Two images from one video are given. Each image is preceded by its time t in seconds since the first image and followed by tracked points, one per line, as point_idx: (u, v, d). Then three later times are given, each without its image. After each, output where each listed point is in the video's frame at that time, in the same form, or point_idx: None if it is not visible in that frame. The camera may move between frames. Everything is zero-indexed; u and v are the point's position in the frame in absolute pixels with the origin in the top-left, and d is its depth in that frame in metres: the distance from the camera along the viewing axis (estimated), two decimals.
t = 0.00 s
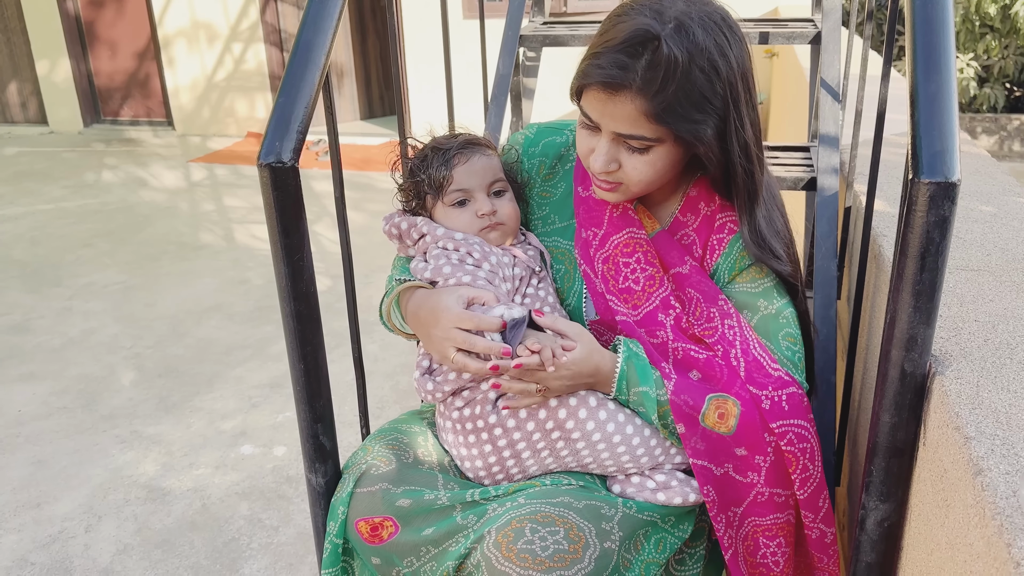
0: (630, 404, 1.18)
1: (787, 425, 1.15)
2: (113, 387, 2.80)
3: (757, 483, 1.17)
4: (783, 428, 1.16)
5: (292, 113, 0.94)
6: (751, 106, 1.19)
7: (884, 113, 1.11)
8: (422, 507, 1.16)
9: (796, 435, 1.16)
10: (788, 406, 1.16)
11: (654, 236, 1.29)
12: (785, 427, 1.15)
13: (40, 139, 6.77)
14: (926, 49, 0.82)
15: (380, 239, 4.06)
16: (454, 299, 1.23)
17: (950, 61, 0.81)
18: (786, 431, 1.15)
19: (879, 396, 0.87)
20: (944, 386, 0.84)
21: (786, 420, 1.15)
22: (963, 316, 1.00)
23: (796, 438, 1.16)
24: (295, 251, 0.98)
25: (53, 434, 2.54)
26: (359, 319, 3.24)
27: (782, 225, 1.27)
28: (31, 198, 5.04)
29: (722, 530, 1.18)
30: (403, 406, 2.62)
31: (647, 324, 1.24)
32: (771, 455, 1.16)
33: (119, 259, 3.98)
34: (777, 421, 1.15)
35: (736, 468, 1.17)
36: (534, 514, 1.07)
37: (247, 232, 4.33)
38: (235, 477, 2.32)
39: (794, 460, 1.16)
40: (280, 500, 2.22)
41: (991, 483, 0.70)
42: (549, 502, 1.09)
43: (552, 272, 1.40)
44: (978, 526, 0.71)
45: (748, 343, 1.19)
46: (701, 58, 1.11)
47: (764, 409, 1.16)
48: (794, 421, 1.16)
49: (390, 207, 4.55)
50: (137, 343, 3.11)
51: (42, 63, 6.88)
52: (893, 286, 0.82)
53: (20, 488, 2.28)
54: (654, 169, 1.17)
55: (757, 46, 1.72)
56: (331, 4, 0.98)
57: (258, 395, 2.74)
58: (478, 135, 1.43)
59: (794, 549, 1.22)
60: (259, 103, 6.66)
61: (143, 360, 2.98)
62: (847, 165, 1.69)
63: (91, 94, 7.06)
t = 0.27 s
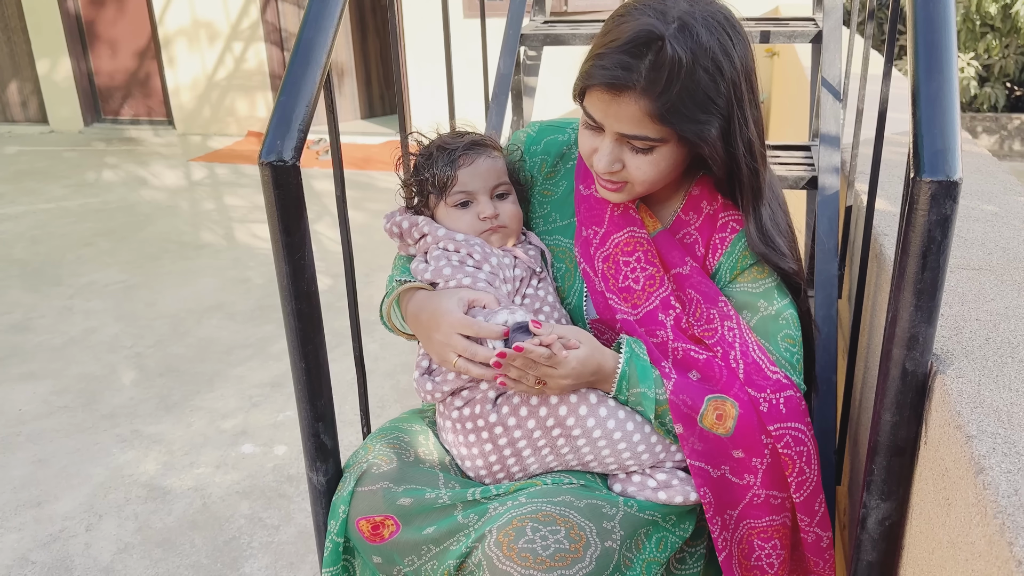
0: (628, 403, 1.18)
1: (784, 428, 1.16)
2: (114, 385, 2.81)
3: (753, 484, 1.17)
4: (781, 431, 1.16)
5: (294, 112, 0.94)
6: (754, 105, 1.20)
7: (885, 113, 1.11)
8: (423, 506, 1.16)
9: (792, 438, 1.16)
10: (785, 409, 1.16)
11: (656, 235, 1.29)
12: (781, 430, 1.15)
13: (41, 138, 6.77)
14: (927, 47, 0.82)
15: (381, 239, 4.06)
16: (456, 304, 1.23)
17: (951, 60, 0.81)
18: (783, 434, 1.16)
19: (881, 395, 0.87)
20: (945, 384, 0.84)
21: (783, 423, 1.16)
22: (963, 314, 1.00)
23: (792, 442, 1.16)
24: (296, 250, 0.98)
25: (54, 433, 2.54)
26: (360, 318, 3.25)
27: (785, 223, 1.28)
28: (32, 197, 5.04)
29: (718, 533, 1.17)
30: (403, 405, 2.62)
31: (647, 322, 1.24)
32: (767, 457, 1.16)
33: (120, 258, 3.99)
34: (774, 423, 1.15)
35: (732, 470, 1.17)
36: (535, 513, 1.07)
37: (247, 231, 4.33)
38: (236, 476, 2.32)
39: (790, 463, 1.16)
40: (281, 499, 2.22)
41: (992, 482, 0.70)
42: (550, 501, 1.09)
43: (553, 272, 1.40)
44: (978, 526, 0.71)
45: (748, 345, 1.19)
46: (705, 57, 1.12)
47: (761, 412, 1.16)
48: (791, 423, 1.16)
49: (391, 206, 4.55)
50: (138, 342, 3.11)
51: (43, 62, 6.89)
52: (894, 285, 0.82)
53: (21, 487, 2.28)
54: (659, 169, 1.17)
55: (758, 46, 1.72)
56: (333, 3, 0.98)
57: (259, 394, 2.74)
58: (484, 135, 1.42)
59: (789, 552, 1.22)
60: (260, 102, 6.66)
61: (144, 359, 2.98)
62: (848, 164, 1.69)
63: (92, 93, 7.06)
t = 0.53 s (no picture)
0: (634, 403, 1.18)
1: (788, 421, 1.16)
2: (114, 384, 2.80)
3: (756, 479, 1.17)
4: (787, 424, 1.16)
5: (293, 109, 0.94)
6: (742, 125, 1.17)
7: (886, 110, 1.11)
8: (424, 504, 1.16)
9: (797, 430, 1.16)
10: (789, 400, 1.17)
11: (657, 229, 1.28)
12: (785, 422, 1.16)
13: (41, 137, 6.77)
14: (929, 43, 0.81)
15: (381, 237, 4.06)
16: (453, 310, 1.22)
17: (953, 57, 0.81)
18: (788, 426, 1.16)
19: (883, 393, 0.87)
20: (946, 382, 0.84)
21: (788, 415, 1.16)
22: (964, 312, 1.00)
23: (797, 433, 1.16)
24: (295, 248, 0.97)
25: (53, 432, 2.53)
26: (360, 317, 3.25)
27: (779, 235, 1.26)
28: (32, 196, 5.04)
29: (721, 529, 1.17)
30: (403, 404, 2.62)
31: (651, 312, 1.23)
32: (771, 451, 1.16)
33: (119, 257, 3.98)
34: (778, 416, 1.16)
35: (736, 465, 1.16)
36: (535, 511, 1.07)
37: (248, 230, 4.33)
38: (236, 475, 2.32)
39: (796, 455, 1.16)
40: (281, 497, 2.22)
41: (994, 480, 0.70)
42: (550, 500, 1.09)
43: (553, 269, 1.40)
44: (981, 523, 0.71)
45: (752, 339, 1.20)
46: (683, 73, 1.10)
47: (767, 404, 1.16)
48: (794, 415, 1.16)
49: (391, 206, 4.55)
50: (138, 341, 3.11)
51: (43, 61, 6.89)
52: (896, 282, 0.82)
53: (21, 486, 2.28)
54: (630, 173, 1.18)
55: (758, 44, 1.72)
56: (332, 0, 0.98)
57: (259, 393, 2.74)
58: (484, 133, 1.42)
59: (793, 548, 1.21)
60: (260, 101, 6.65)
61: (144, 358, 2.98)
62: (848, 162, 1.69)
63: (92, 92, 7.06)
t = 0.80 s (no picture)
0: (628, 396, 1.19)
1: (783, 421, 1.15)
2: (113, 384, 2.80)
3: (749, 478, 1.16)
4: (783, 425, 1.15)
5: (292, 109, 0.94)
6: (722, 154, 1.16)
7: (885, 109, 1.11)
8: (422, 505, 1.16)
9: (793, 431, 1.15)
10: (785, 401, 1.16)
11: (653, 230, 1.28)
12: (781, 423, 1.15)
13: (41, 137, 6.77)
14: (927, 43, 0.81)
15: (380, 237, 4.06)
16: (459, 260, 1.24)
17: (952, 58, 0.81)
18: (784, 427, 1.15)
19: (882, 393, 0.87)
20: (946, 381, 0.84)
21: (784, 416, 1.15)
22: (965, 312, 1.00)
23: (793, 434, 1.15)
24: (294, 248, 0.97)
25: (53, 432, 2.53)
26: (360, 317, 3.25)
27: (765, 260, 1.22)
28: (31, 196, 5.04)
29: (715, 527, 1.16)
30: (403, 404, 2.62)
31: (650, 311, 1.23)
32: (765, 451, 1.15)
33: (119, 257, 3.98)
34: (774, 417, 1.15)
35: (728, 462, 1.16)
36: (533, 512, 1.07)
37: (247, 230, 4.33)
38: (235, 475, 2.32)
39: (791, 457, 1.15)
40: (280, 497, 2.22)
41: (993, 479, 0.70)
42: (547, 501, 1.09)
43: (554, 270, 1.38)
44: (980, 523, 0.71)
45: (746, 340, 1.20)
46: (660, 96, 1.11)
47: (761, 404, 1.15)
48: (791, 416, 1.15)
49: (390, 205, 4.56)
50: (138, 341, 3.11)
51: (42, 61, 6.88)
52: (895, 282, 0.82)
53: (20, 486, 2.28)
54: (608, 182, 1.21)
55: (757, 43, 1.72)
56: None
57: (258, 393, 2.74)
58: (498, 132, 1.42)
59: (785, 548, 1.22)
60: (259, 101, 6.65)
61: (144, 358, 2.98)
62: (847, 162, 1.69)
63: (91, 92, 7.05)
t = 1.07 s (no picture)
0: (632, 404, 1.18)
1: (788, 426, 1.15)
2: (112, 385, 2.81)
3: (755, 484, 1.15)
4: (784, 429, 1.15)
5: (289, 112, 0.94)
6: (736, 170, 1.13)
7: (882, 110, 1.11)
8: (421, 505, 1.16)
9: (798, 436, 1.15)
10: (790, 406, 1.15)
11: (659, 234, 1.26)
12: (786, 428, 1.15)
13: (39, 139, 6.77)
14: (923, 44, 0.82)
15: (379, 238, 4.06)
16: (455, 291, 1.24)
17: (948, 59, 0.81)
18: (788, 432, 1.15)
19: (878, 393, 0.87)
20: (942, 381, 0.84)
21: (788, 420, 1.15)
22: (961, 312, 1.00)
23: (798, 438, 1.15)
24: (292, 250, 0.97)
25: (52, 433, 2.54)
26: (358, 317, 3.25)
27: (781, 275, 1.22)
28: (30, 197, 5.04)
29: (720, 537, 1.15)
30: (402, 404, 2.62)
31: (656, 315, 1.21)
32: (770, 456, 1.14)
33: (118, 258, 3.98)
34: (779, 422, 1.15)
35: (734, 470, 1.14)
36: (533, 512, 1.07)
37: (246, 231, 4.33)
38: (234, 476, 2.32)
39: (796, 461, 1.14)
40: (279, 498, 2.22)
41: (989, 479, 0.70)
42: (548, 500, 1.09)
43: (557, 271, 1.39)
44: (975, 523, 0.71)
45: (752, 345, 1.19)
46: (675, 117, 1.08)
47: (767, 410, 1.15)
48: (795, 421, 1.15)
49: (389, 206, 4.56)
50: (137, 342, 3.11)
51: (41, 62, 6.88)
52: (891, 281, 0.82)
53: (19, 487, 2.28)
54: (619, 193, 1.18)
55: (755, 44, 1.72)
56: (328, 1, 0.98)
57: (257, 394, 2.74)
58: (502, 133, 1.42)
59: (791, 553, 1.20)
60: (258, 101, 6.65)
61: (143, 359, 2.98)
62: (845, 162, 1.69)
63: (89, 93, 7.05)
